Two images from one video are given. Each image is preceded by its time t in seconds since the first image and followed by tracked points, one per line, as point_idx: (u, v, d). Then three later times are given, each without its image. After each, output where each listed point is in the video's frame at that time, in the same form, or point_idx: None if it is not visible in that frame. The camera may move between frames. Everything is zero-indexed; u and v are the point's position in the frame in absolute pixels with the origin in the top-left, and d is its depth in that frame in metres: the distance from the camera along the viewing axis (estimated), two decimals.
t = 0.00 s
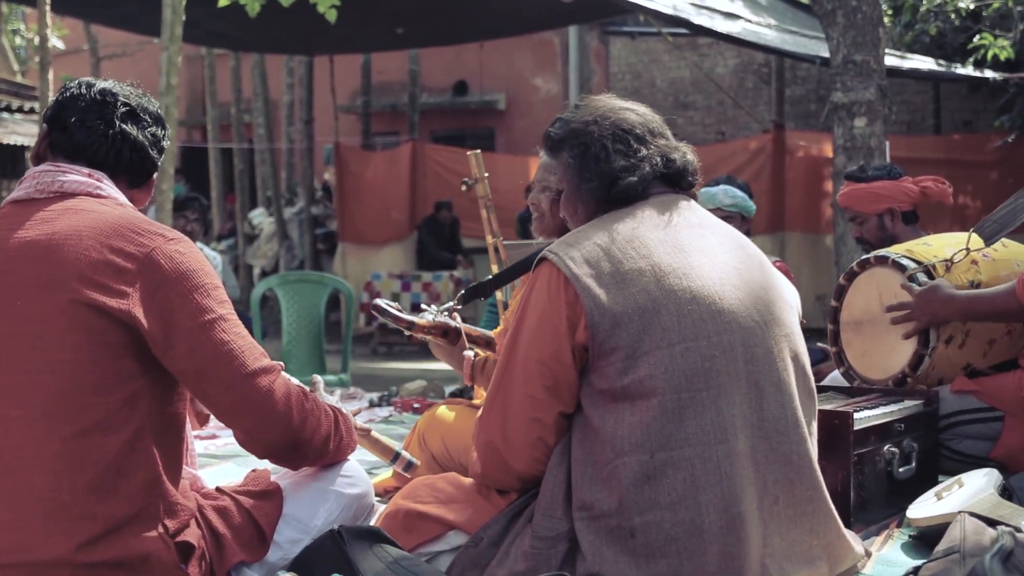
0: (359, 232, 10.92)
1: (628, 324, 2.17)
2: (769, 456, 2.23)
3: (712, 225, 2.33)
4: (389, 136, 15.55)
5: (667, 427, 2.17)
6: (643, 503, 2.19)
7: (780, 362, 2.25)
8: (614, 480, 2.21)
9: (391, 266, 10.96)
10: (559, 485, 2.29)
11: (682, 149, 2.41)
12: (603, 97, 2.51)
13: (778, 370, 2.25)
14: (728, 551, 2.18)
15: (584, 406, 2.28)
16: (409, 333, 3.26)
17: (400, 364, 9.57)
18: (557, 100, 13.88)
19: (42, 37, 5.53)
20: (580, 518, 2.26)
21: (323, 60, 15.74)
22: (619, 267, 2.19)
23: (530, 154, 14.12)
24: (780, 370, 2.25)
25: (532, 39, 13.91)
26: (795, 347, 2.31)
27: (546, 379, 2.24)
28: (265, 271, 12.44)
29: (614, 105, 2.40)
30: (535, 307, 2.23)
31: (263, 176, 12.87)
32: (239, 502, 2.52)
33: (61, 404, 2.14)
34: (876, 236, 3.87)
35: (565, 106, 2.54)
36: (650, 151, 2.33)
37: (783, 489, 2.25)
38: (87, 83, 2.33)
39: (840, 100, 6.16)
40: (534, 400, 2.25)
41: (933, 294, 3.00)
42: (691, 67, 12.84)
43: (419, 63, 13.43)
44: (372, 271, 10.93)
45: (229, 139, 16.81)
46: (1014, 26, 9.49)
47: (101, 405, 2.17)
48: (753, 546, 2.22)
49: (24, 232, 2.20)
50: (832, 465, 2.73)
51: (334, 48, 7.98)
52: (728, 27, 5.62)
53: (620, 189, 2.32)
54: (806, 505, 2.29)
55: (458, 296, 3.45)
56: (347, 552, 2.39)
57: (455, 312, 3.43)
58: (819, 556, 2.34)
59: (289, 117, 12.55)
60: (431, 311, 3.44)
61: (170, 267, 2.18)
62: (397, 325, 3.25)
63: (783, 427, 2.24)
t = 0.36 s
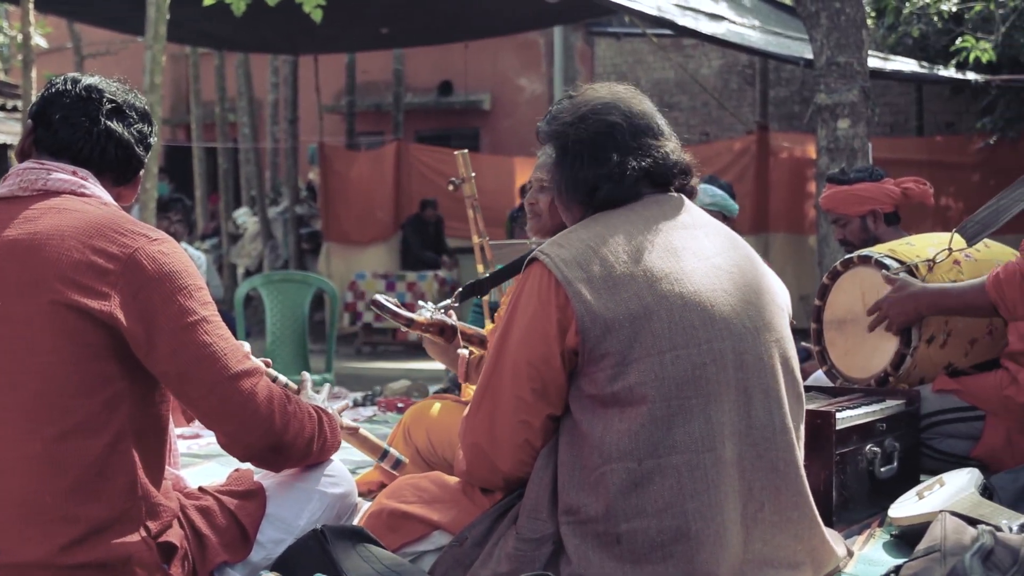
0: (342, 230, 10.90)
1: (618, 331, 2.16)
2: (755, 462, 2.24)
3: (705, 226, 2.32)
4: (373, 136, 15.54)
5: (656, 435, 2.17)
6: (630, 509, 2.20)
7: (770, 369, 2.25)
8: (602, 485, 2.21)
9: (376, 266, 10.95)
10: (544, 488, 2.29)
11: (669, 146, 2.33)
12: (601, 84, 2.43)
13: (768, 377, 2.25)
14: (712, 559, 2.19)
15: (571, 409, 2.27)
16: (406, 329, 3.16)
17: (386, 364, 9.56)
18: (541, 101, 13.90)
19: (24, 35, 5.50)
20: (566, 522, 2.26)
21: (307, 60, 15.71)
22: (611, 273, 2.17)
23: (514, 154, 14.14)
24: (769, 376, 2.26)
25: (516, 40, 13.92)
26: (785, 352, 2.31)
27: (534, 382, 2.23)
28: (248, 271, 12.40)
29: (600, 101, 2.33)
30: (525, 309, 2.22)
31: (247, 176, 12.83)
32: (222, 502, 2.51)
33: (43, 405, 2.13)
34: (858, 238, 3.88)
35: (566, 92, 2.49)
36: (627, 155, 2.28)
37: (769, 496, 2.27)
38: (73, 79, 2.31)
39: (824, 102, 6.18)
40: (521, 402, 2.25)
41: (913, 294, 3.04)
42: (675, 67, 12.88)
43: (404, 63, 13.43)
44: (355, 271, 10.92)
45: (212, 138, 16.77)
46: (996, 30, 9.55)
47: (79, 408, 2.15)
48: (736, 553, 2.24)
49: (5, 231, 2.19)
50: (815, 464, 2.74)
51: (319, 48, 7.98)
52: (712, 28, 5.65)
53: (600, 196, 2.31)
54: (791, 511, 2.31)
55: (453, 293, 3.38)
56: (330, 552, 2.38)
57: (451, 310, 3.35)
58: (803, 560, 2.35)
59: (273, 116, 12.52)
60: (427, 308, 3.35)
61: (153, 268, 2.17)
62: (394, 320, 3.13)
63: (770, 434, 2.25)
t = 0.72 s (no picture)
0: (320, 232, 10.88)
1: (594, 337, 2.16)
2: (731, 467, 2.25)
3: (679, 228, 2.32)
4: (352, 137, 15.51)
5: (632, 441, 2.18)
6: (607, 516, 2.20)
7: (746, 373, 2.26)
8: (578, 491, 2.21)
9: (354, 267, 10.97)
10: (519, 494, 2.28)
11: (630, 150, 2.30)
12: (569, 83, 2.41)
13: (743, 381, 2.26)
14: (688, 563, 2.20)
15: (547, 414, 2.27)
16: (391, 341, 3.12)
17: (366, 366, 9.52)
18: (520, 102, 13.90)
19: None
20: (542, 528, 2.26)
21: (286, 61, 15.67)
22: (586, 278, 2.17)
23: (494, 156, 14.13)
24: (744, 381, 2.26)
25: (496, 42, 13.90)
26: (760, 355, 2.32)
27: (510, 388, 2.22)
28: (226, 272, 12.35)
29: (560, 106, 2.31)
30: (500, 314, 2.22)
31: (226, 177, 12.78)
32: (199, 504, 2.49)
33: (18, 407, 2.13)
34: (836, 240, 3.90)
35: (538, 93, 2.48)
36: (581, 164, 2.27)
37: (745, 500, 2.28)
38: (43, 77, 2.30)
39: (801, 104, 6.21)
40: (496, 407, 2.24)
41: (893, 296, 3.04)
42: (654, 69, 12.89)
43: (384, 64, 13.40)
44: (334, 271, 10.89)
45: (191, 138, 16.70)
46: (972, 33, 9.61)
47: (53, 411, 2.14)
48: (712, 557, 2.24)
49: None
50: (791, 464, 2.76)
51: (297, 49, 7.96)
52: (691, 31, 5.66)
53: (562, 203, 2.31)
54: (767, 514, 2.32)
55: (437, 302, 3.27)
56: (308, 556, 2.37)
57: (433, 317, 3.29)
58: (779, 563, 2.36)
59: (251, 117, 12.48)
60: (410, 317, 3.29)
61: (127, 269, 2.16)
62: (379, 333, 3.08)
63: (745, 438, 2.26)
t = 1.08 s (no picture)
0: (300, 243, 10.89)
1: (566, 349, 2.17)
2: (706, 476, 2.25)
3: (648, 239, 2.32)
4: (330, 146, 15.49)
5: (605, 452, 2.18)
6: (581, 527, 2.20)
7: (718, 383, 2.27)
8: (553, 502, 2.21)
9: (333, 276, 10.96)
10: (494, 507, 2.28)
11: (596, 163, 2.30)
12: (537, 97, 2.42)
13: (716, 391, 2.27)
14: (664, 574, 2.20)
15: (520, 426, 2.27)
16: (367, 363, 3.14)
17: (342, 376, 9.44)
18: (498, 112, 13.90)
19: None
20: (517, 540, 2.25)
21: (264, 69, 15.63)
22: (556, 290, 2.18)
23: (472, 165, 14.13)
24: (717, 390, 2.27)
25: (474, 51, 13.90)
26: (732, 364, 2.33)
27: (482, 401, 2.23)
28: (204, 280, 12.29)
29: (526, 120, 2.32)
30: (472, 327, 2.22)
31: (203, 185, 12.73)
32: (173, 517, 2.46)
33: None
34: (813, 250, 3.92)
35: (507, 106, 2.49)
36: (544, 178, 2.28)
37: (720, 509, 2.28)
38: (18, 87, 2.29)
39: (777, 115, 6.23)
40: (468, 420, 2.24)
41: (865, 307, 3.06)
42: (632, 80, 12.91)
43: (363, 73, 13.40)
44: (313, 280, 10.87)
45: (169, 147, 16.62)
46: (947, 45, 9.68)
47: (26, 421, 2.13)
48: (687, 566, 2.24)
49: None
50: (767, 474, 2.78)
51: (274, 58, 7.96)
52: (670, 41, 5.69)
53: (529, 217, 2.32)
54: (742, 522, 2.32)
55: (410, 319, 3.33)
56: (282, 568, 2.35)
57: (407, 335, 3.35)
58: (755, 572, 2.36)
59: (229, 125, 12.44)
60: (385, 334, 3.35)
61: (104, 280, 2.15)
62: (354, 355, 3.09)
63: (719, 447, 2.27)
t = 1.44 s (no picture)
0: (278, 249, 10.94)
1: (540, 360, 2.17)
2: (681, 486, 2.26)
3: (622, 248, 2.33)
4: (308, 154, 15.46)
5: (580, 463, 2.18)
6: (557, 538, 2.20)
7: (693, 392, 2.27)
8: (528, 513, 2.21)
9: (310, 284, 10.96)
10: (469, 518, 2.27)
11: (568, 173, 2.31)
12: (509, 107, 2.42)
13: (691, 400, 2.27)
14: None
15: (495, 437, 2.27)
16: (337, 377, 3.13)
17: (322, 385, 9.43)
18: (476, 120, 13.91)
19: None
20: (493, 551, 2.25)
21: (242, 76, 15.59)
22: (530, 301, 2.18)
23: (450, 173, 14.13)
24: (691, 399, 2.27)
25: (452, 60, 13.91)
26: (707, 373, 2.33)
27: (457, 412, 2.22)
28: (180, 288, 12.23)
29: (497, 130, 2.33)
30: (446, 337, 2.22)
31: (179, 192, 12.69)
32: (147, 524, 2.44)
33: None
34: (789, 260, 3.93)
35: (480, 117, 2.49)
36: (517, 188, 2.28)
37: (696, 518, 2.28)
38: None
39: (755, 125, 6.24)
40: (443, 431, 2.24)
41: (842, 317, 3.08)
42: (610, 89, 12.93)
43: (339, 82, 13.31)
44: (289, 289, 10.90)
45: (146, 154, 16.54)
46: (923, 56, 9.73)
47: None
48: None
49: None
50: (743, 483, 2.78)
51: (250, 65, 7.95)
52: (647, 50, 5.73)
53: (502, 228, 2.32)
54: (717, 532, 2.32)
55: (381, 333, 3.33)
56: None
57: (380, 348, 3.36)
58: None
59: (206, 133, 12.40)
60: (357, 348, 3.37)
61: (65, 282, 2.12)
62: (325, 370, 3.10)
63: (695, 456, 2.27)
